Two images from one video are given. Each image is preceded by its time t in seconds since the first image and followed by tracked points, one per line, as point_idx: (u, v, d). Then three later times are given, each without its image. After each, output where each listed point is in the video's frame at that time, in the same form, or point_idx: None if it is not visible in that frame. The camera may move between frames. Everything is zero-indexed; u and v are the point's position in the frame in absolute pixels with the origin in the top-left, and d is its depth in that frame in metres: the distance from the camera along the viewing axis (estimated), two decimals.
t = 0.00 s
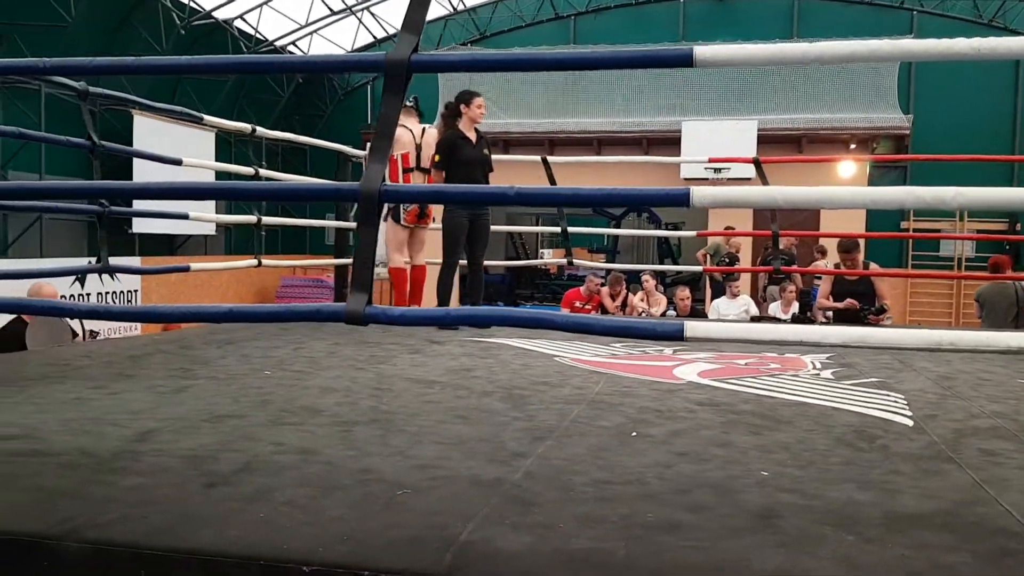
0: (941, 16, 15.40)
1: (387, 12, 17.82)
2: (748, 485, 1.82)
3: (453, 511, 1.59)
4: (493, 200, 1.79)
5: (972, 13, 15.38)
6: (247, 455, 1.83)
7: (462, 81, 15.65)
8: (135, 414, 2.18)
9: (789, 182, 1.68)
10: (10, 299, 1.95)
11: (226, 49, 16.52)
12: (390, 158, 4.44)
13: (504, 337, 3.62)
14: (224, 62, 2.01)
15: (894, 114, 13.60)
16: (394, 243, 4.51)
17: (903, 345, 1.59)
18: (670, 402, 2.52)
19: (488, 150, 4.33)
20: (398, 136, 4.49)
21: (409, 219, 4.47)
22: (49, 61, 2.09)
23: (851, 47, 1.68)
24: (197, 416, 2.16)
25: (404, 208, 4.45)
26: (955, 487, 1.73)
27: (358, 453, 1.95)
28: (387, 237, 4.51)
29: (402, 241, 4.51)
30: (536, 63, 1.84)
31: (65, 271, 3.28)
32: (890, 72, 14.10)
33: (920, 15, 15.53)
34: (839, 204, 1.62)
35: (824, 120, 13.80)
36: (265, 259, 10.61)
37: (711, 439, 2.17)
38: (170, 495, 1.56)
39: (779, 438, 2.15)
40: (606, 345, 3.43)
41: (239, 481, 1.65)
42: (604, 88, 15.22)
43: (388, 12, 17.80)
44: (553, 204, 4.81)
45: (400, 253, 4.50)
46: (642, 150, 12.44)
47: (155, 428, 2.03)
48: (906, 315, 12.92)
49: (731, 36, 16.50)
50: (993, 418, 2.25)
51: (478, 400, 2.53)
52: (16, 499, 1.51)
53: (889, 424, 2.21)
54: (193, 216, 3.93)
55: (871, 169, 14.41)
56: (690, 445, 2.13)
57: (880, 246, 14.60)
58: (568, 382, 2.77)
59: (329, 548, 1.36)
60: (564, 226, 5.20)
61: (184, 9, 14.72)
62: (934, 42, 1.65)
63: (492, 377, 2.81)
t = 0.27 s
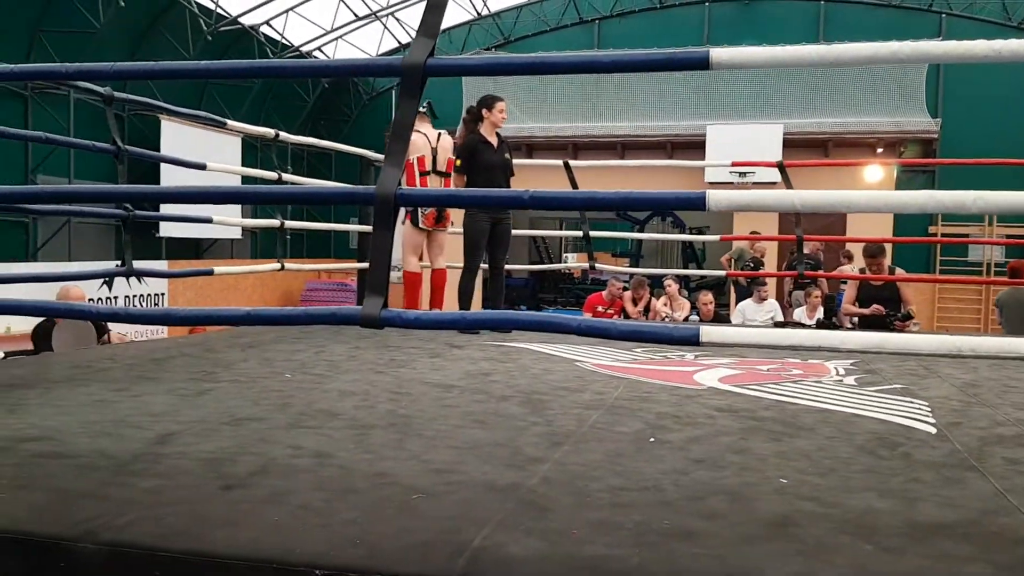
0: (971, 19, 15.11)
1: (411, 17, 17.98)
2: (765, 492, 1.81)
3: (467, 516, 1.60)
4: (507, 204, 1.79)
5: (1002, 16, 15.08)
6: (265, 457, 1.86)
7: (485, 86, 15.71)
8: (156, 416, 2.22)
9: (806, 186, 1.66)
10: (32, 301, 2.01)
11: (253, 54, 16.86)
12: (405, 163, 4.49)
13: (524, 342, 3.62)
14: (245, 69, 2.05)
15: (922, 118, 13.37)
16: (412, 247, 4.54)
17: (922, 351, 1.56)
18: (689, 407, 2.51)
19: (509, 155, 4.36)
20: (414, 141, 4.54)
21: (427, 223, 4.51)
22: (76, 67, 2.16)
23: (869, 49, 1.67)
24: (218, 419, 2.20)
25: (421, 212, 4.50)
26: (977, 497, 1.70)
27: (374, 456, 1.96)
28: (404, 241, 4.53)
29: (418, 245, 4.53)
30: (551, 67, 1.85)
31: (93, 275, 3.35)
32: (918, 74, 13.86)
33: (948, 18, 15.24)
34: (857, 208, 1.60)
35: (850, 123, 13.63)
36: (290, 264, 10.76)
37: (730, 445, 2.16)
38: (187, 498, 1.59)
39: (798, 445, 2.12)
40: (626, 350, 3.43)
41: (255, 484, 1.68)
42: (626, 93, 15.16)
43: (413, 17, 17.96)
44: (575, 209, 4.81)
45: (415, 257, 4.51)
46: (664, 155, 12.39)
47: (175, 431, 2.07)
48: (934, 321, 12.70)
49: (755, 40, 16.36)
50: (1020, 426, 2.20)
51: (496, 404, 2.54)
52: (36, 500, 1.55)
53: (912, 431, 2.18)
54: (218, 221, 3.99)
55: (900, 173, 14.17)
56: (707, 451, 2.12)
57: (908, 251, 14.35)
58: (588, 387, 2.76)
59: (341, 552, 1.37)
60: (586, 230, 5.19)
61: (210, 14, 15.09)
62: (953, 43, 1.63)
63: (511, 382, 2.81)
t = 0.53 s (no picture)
0: (981, 19, 14.99)
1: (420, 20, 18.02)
2: (772, 498, 1.79)
3: (472, 522, 1.59)
4: (512, 210, 1.79)
5: (1013, 16, 14.95)
6: (271, 462, 1.87)
7: (492, 89, 15.73)
8: (163, 421, 2.24)
9: (812, 192, 1.65)
10: (38, 307, 2.02)
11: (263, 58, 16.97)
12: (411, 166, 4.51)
13: (531, 345, 3.62)
14: (250, 74, 2.05)
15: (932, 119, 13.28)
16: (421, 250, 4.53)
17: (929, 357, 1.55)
18: (697, 412, 2.49)
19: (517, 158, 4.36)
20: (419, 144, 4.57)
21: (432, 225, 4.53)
22: (77, 73, 2.14)
23: (876, 53, 1.65)
24: (224, 424, 2.20)
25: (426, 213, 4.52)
26: (987, 503, 1.68)
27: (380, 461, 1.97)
28: (412, 244, 4.53)
29: (427, 247, 4.53)
30: (555, 72, 1.84)
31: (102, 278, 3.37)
32: (928, 75, 13.77)
33: (958, 19, 15.12)
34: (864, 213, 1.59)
35: (860, 125, 13.54)
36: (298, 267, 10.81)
37: (737, 450, 2.14)
38: (193, 503, 1.59)
39: (807, 450, 2.11)
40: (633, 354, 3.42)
41: (261, 490, 1.69)
42: (634, 94, 15.13)
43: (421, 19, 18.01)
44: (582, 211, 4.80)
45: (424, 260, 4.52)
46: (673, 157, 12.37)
47: (182, 435, 2.08)
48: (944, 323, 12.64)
49: (764, 41, 16.30)
50: None
51: (503, 408, 2.54)
52: (43, 505, 1.56)
53: (921, 436, 2.16)
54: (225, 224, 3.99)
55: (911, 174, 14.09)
56: (715, 456, 2.11)
57: (918, 253, 14.27)
58: (595, 391, 2.76)
59: (346, 559, 1.37)
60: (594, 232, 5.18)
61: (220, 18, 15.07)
62: (958, 48, 1.62)
63: (518, 386, 2.81)
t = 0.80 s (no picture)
0: (985, 21, 14.96)
1: (423, 25, 18.06)
2: (779, 503, 1.79)
3: (478, 529, 1.59)
4: (517, 215, 1.79)
5: (1017, 18, 14.90)
6: (277, 469, 1.87)
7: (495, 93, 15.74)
8: (168, 427, 2.24)
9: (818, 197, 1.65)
10: (43, 313, 2.03)
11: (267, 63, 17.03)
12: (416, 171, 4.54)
13: (536, 350, 3.61)
14: (255, 80, 2.06)
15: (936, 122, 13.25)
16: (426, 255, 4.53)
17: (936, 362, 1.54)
18: (703, 416, 2.49)
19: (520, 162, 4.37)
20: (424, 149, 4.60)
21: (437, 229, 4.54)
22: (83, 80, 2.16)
23: (879, 58, 1.65)
24: (230, 430, 2.21)
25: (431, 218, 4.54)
26: (995, 508, 1.67)
27: (385, 467, 1.96)
28: (416, 248, 4.53)
29: (432, 252, 4.53)
30: (560, 77, 1.84)
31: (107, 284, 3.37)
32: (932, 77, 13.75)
33: (962, 21, 15.10)
34: (869, 218, 1.59)
35: (863, 127, 13.52)
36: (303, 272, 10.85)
37: (743, 455, 2.13)
38: (198, 510, 1.59)
39: (813, 454, 2.10)
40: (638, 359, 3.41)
41: (266, 496, 1.68)
42: (637, 98, 15.14)
43: (424, 23, 18.04)
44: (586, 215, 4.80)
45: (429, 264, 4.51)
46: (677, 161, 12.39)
47: (187, 441, 2.09)
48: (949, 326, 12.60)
49: (768, 44, 16.32)
50: None
51: (508, 413, 2.54)
52: (49, 512, 1.56)
53: (928, 440, 2.15)
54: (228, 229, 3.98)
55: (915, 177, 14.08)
56: (720, 460, 2.10)
57: (922, 256, 14.24)
58: (600, 395, 2.75)
59: (351, 566, 1.37)
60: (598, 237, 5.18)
61: (224, 23, 15.12)
62: (963, 52, 1.61)
63: (524, 391, 2.80)
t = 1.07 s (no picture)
0: (984, 24, 15.01)
1: (423, 29, 18.09)
2: (780, 507, 1.79)
3: (478, 534, 1.59)
4: (518, 220, 1.79)
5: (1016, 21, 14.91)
6: (278, 473, 1.87)
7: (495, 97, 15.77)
8: (168, 432, 2.24)
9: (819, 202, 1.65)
10: (43, 318, 2.02)
11: (266, 67, 17.04)
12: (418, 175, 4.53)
13: (536, 354, 3.61)
14: (255, 85, 2.05)
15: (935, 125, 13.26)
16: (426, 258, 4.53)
17: (938, 366, 1.54)
18: (703, 420, 2.49)
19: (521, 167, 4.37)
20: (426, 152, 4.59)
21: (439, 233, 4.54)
22: (83, 85, 2.15)
23: (879, 63, 1.65)
24: (230, 435, 2.20)
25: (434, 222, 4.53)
26: (995, 512, 1.67)
27: (385, 471, 1.96)
28: (418, 251, 4.53)
29: (433, 256, 4.52)
30: (561, 83, 1.84)
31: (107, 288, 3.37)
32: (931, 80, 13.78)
33: (961, 24, 15.15)
34: (869, 223, 1.59)
35: (862, 131, 13.54)
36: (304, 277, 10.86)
37: (744, 459, 2.13)
38: (199, 515, 1.59)
39: (814, 458, 2.10)
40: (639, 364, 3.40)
41: (267, 501, 1.68)
42: (637, 102, 15.17)
43: (424, 28, 18.08)
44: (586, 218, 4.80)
45: (430, 268, 4.52)
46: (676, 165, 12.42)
47: (187, 447, 2.08)
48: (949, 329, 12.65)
49: (767, 47, 16.35)
50: None
51: (509, 417, 2.54)
52: (50, 518, 1.56)
53: (928, 444, 2.15)
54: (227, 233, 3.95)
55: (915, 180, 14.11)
56: (721, 464, 2.10)
57: (922, 259, 14.28)
58: (600, 399, 2.75)
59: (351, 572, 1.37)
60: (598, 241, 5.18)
61: (223, 28, 15.15)
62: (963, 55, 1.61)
63: (524, 395, 2.80)
